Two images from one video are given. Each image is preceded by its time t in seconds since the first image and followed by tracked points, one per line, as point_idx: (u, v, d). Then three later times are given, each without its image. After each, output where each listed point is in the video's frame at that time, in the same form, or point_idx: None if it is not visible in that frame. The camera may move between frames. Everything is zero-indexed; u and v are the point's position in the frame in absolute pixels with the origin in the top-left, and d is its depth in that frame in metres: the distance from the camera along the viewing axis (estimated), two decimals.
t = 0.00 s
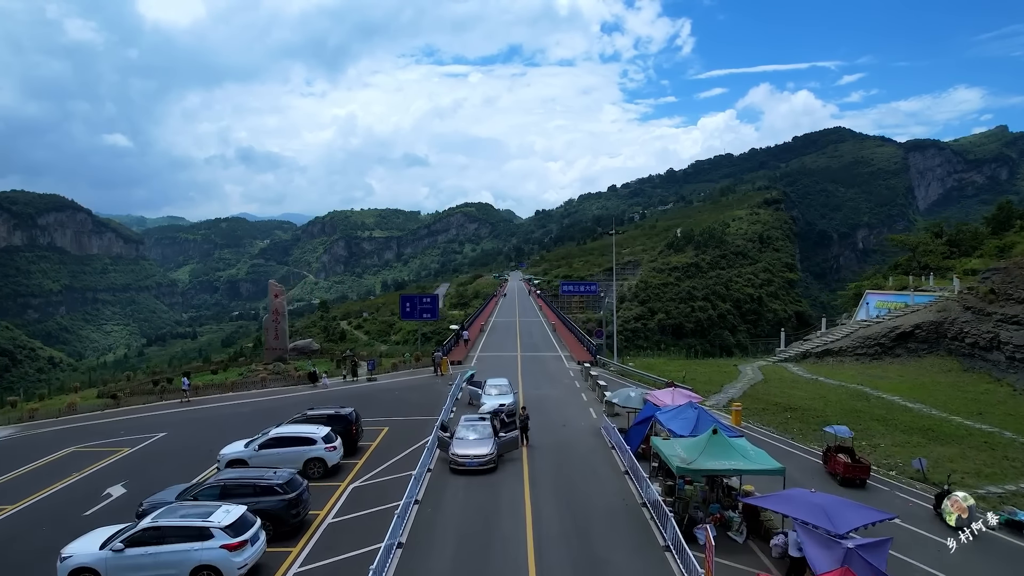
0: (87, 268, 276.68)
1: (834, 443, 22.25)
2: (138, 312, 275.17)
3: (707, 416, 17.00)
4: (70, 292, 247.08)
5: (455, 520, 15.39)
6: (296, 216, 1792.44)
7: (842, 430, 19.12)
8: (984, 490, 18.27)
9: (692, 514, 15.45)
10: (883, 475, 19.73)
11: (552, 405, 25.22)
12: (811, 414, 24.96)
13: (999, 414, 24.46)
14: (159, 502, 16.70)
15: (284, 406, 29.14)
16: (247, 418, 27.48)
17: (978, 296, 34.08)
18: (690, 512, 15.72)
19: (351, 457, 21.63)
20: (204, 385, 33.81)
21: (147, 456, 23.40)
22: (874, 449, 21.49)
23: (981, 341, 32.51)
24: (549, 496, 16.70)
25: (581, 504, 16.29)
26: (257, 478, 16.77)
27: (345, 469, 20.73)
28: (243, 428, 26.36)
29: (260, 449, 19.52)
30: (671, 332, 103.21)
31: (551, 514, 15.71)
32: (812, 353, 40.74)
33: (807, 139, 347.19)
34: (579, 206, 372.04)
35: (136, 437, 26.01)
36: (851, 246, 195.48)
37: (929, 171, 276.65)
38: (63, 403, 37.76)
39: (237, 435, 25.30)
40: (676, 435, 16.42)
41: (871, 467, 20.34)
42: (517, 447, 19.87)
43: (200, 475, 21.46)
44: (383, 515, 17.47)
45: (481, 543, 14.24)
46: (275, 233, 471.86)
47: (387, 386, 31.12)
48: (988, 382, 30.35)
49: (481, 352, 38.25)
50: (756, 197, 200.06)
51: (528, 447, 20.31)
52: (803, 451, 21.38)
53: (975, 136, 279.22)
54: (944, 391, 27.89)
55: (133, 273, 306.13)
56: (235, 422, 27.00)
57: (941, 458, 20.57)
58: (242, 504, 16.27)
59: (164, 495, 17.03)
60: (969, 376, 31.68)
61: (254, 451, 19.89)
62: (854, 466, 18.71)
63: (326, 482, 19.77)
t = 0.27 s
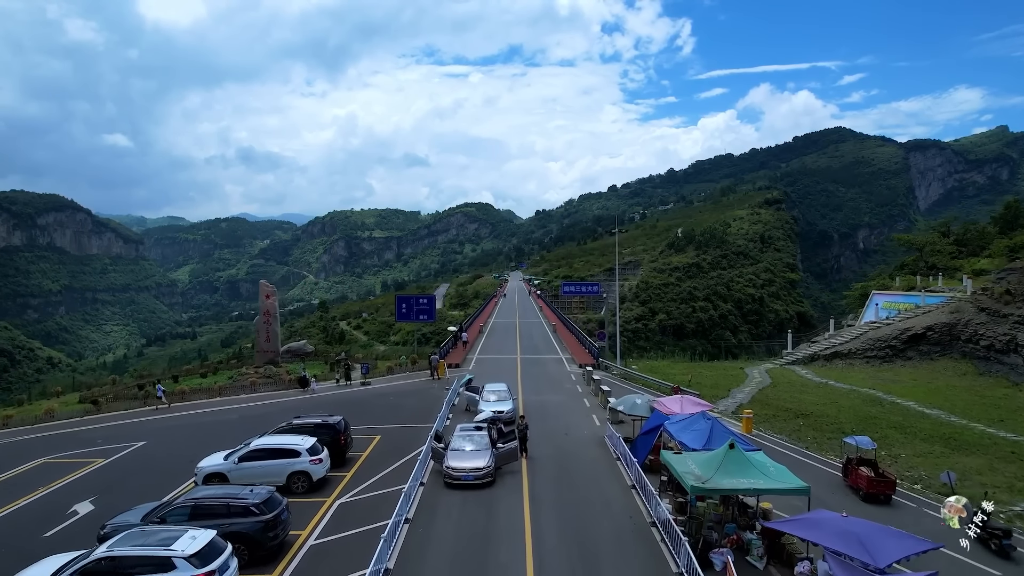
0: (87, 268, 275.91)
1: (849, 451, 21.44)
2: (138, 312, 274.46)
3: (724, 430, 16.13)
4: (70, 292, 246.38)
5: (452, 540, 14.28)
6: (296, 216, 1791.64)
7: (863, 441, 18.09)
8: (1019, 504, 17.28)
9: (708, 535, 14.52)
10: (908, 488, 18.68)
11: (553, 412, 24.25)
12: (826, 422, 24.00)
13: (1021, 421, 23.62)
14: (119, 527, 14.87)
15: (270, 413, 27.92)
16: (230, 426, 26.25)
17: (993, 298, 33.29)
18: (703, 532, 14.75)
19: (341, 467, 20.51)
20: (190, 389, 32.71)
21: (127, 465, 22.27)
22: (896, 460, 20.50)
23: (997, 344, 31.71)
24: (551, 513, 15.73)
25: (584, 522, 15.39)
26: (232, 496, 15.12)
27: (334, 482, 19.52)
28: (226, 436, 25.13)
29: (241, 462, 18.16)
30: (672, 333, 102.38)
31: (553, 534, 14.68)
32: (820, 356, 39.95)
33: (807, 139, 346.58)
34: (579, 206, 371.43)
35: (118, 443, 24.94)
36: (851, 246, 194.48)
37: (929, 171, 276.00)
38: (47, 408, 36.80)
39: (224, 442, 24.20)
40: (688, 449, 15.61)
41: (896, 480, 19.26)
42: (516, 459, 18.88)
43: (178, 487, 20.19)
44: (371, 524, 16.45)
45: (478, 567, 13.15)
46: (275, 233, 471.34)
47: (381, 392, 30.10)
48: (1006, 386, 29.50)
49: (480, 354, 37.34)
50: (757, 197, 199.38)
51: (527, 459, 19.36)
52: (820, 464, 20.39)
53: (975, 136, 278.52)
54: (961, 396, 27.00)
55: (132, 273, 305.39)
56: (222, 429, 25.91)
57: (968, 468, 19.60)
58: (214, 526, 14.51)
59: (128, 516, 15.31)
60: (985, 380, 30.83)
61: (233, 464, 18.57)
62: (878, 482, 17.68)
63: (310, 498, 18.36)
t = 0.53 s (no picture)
0: (86, 268, 275.15)
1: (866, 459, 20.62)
2: (137, 313, 273.81)
3: (743, 444, 15.22)
4: (70, 292, 245.96)
5: (445, 566, 13.35)
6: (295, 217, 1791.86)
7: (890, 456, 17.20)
8: None
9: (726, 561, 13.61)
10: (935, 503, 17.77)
11: (556, 420, 23.35)
12: (844, 430, 23.14)
13: None
14: (80, 550, 14.08)
15: (259, 419, 26.86)
16: (216, 434, 25.16)
17: (1008, 299, 32.58)
18: (719, 558, 13.93)
19: (330, 478, 19.53)
20: (176, 394, 31.71)
21: (104, 475, 21.22)
22: (919, 471, 19.66)
23: (1014, 347, 30.94)
24: (552, 533, 14.80)
25: (588, 541, 14.48)
26: (203, 519, 14.27)
27: (321, 495, 18.49)
28: (211, 444, 24.06)
29: (216, 477, 17.12)
30: (673, 333, 101.59)
31: (554, 555, 13.85)
32: (829, 359, 39.14)
33: (808, 139, 345.71)
34: (579, 206, 370.62)
35: (97, 451, 23.90)
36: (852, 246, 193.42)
37: (930, 171, 275.07)
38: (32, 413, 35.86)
39: (207, 451, 23.16)
40: (702, 465, 14.80)
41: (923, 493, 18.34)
42: (514, 472, 18.02)
43: (155, 501, 19.11)
44: (359, 541, 15.60)
45: None
46: (275, 233, 470.81)
47: (375, 397, 29.14)
48: None
49: (478, 357, 36.50)
50: (758, 197, 198.57)
51: (527, 472, 18.49)
52: (840, 477, 19.52)
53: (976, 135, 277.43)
54: (979, 402, 26.20)
55: (132, 273, 304.73)
56: (207, 437, 24.91)
57: (997, 481, 18.78)
58: (182, 554, 13.64)
59: (89, 540, 14.55)
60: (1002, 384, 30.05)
61: (210, 479, 17.46)
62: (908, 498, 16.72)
63: (293, 515, 17.30)
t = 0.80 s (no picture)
0: (86, 268, 274.35)
1: (883, 470, 19.86)
2: (137, 313, 273.16)
3: (764, 461, 14.34)
4: (70, 293, 245.44)
5: None
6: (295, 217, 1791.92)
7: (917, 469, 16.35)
8: None
9: None
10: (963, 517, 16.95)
11: (556, 427, 22.50)
12: (861, 437, 22.35)
13: None
14: None
15: (243, 427, 25.89)
16: (199, 443, 24.16)
17: None
18: None
19: (316, 493, 18.62)
20: (160, 400, 30.69)
21: (78, 487, 20.19)
22: (943, 483, 18.87)
23: None
24: (553, 554, 13.91)
25: (591, 564, 13.59)
26: (165, 546, 13.03)
27: (305, 512, 17.54)
28: (192, 454, 23.09)
29: (189, 491, 16.19)
30: (674, 333, 100.56)
31: None
32: (838, 361, 38.40)
33: (808, 139, 345.10)
34: (580, 206, 369.98)
35: (75, 462, 23.01)
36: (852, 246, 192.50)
37: (931, 171, 274.33)
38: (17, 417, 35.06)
39: (189, 460, 22.25)
40: (720, 483, 13.90)
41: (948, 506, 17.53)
42: (513, 486, 17.16)
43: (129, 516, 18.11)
44: (346, 560, 14.65)
45: None
46: (275, 233, 470.37)
47: (366, 403, 28.27)
48: None
49: (476, 359, 35.71)
50: (758, 198, 197.77)
51: (526, 486, 17.65)
52: (860, 489, 18.72)
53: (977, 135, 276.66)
54: (998, 407, 25.46)
55: (132, 274, 303.99)
56: (191, 445, 24.00)
57: None
58: None
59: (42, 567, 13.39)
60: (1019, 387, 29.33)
61: (185, 495, 16.49)
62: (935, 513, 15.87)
63: (272, 534, 16.34)
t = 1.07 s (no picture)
0: (86, 268, 273.54)
1: (906, 482, 19.06)
2: (137, 313, 272.49)
3: (788, 481, 13.57)
4: (69, 293, 244.83)
5: None
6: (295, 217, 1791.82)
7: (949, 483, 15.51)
8: None
9: None
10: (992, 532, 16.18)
11: (558, 437, 21.59)
12: (879, 446, 21.55)
13: None
14: None
15: (227, 435, 24.78)
16: (180, 453, 23.04)
17: None
18: None
19: (299, 510, 17.71)
20: (142, 406, 29.60)
21: (50, 502, 19.08)
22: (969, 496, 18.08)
23: None
24: None
25: None
26: None
27: (284, 532, 16.59)
28: (172, 464, 21.99)
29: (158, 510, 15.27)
30: (675, 334, 99.53)
31: None
32: (847, 364, 37.57)
33: (808, 139, 344.33)
34: (580, 206, 369.30)
35: (52, 470, 21.96)
36: (853, 246, 191.50)
37: (932, 171, 273.43)
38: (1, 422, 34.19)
39: (169, 471, 21.25)
40: (740, 503, 13.15)
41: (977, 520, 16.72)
42: (513, 502, 16.31)
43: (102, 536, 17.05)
44: None
45: None
46: (275, 233, 469.82)
47: (358, 409, 27.34)
48: None
49: (475, 362, 34.96)
50: (759, 198, 196.93)
51: (526, 503, 16.72)
52: (882, 503, 17.93)
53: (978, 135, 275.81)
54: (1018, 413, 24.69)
55: (131, 274, 303.24)
56: (173, 454, 22.96)
57: None
58: None
59: None
60: None
61: (154, 515, 15.50)
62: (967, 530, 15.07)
63: (250, 557, 15.39)
